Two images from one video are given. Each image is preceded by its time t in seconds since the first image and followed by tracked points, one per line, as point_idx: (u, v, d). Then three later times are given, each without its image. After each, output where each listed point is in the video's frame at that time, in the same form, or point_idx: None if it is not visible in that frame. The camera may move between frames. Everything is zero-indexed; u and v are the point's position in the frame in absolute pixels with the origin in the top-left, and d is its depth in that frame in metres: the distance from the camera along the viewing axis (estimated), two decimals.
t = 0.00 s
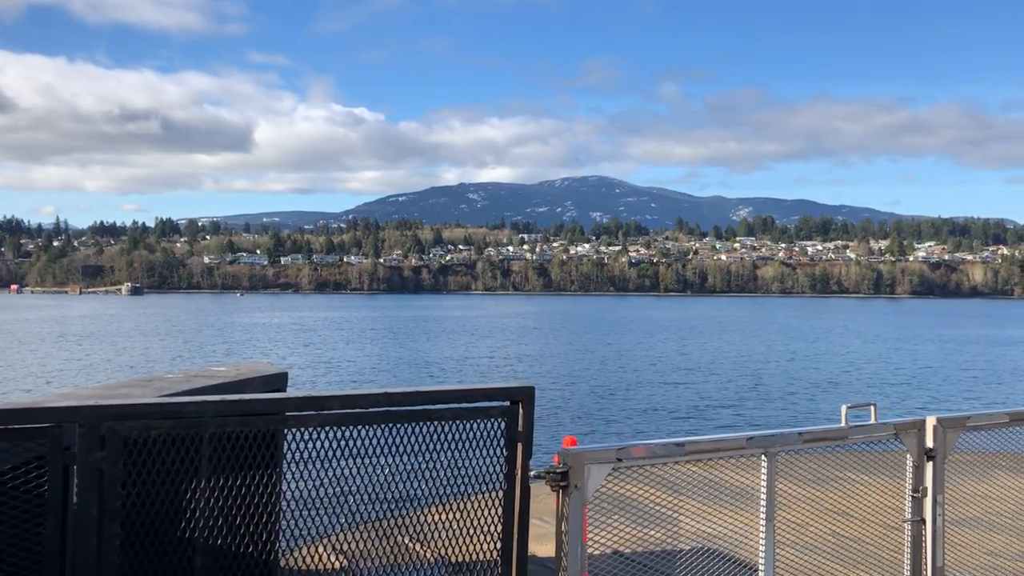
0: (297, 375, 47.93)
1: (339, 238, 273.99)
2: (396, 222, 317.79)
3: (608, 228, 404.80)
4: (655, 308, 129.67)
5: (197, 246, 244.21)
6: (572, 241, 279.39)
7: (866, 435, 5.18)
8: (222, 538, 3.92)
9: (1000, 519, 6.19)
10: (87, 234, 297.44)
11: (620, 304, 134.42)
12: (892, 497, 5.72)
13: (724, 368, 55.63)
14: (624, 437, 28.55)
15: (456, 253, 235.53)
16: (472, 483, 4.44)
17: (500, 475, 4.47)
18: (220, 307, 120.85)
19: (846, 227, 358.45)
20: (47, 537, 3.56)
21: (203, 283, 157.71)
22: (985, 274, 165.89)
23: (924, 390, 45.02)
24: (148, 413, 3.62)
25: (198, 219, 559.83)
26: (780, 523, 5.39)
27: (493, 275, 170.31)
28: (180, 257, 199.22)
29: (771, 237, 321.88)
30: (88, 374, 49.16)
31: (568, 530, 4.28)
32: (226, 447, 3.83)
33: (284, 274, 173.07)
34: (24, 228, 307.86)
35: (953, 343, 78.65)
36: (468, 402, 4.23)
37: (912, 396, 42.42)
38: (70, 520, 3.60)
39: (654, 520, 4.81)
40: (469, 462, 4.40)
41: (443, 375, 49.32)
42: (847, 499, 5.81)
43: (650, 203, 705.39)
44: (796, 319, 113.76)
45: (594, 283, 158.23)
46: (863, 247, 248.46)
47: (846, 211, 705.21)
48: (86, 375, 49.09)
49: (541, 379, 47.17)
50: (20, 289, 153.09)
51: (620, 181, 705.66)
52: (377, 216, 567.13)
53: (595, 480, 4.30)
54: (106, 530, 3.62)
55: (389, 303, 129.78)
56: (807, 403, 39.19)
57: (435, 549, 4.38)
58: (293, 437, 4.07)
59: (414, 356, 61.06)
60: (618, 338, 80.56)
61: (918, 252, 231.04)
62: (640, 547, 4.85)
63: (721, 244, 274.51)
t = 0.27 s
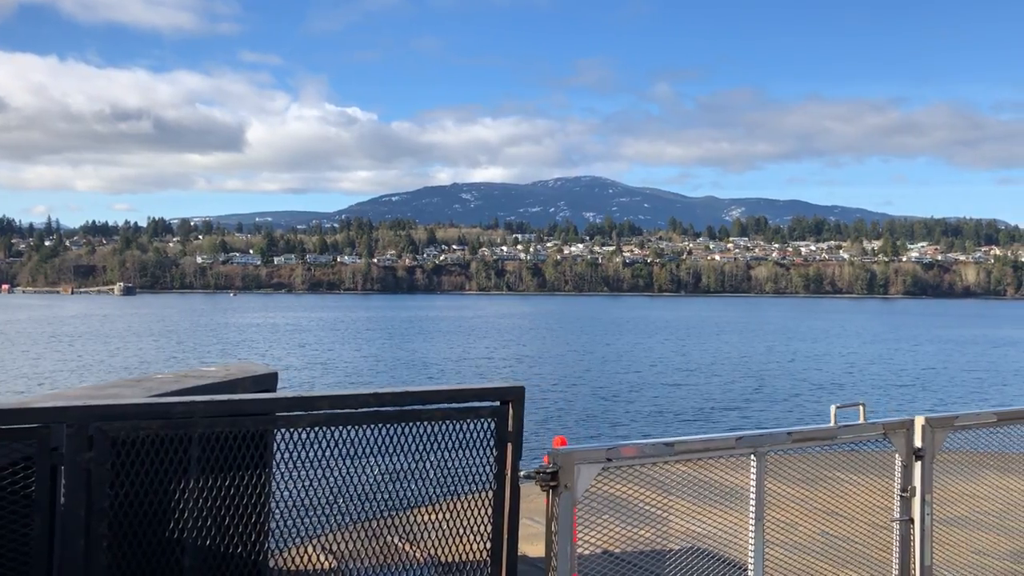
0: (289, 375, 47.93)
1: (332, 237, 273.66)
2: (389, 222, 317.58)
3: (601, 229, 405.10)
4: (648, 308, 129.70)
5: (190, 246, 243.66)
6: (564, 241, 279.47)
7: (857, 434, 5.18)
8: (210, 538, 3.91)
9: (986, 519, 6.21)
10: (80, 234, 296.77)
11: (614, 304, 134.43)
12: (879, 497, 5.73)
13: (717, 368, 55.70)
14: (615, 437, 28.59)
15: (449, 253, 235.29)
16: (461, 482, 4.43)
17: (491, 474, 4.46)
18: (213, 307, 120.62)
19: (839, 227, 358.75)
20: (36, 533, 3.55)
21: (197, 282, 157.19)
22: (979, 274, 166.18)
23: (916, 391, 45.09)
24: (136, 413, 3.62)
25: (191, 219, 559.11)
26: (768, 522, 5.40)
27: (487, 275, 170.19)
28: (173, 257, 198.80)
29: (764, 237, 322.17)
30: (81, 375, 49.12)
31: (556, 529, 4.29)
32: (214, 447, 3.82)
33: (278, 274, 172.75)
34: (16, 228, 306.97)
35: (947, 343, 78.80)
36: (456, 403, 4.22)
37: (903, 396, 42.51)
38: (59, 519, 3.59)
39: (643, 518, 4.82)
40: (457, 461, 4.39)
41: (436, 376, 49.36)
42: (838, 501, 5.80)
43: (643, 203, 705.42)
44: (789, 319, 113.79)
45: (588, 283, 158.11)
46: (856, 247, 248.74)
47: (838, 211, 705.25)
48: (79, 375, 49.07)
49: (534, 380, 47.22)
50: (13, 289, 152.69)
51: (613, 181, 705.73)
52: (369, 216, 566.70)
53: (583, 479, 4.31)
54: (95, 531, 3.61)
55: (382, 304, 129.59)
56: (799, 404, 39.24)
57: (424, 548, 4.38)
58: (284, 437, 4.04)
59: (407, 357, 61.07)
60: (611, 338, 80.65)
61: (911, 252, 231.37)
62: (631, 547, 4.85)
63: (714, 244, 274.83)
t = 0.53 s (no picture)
0: (282, 376, 47.91)
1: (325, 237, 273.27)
2: (381, 222, 317.45)
3: (594, 229, 405.21)
4: (642, 308, 129.69)
5: (182, 245, 243.02)
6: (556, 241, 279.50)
7: (844, 435, 5.20)
8: (197, 538, 3.90)
9: (975, 519, 6.22)
10: (72, 233, 296.04)
11: (608, 304, 134.44)
12: (869, 497, 5.74)
13: (711, 368, 55.75)
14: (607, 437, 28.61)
15: (443, 253, 235.09)
16: (450, 483, 4.42)
17: (479, 473, 4.46)
18: (206, 307, 120.34)
19: (832, 227, 359.00)
20: (21, 536, 3.53)
21: (189, 282, 156.74)
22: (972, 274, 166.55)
23: (909, 391, 45.12)
24: (124, 413, 3.60)
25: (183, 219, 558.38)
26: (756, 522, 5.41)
27: (481, 275, 170.07)
28: (165, 256, 198.33)
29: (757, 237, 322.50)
30: (73, 376, 49.08)
31: (546, 531, 4.28)
32: (202, 448, 3.81)
33: (272, 274, 172.43)
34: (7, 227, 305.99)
35: (939, 343, 78.98)
36: (443, 403, 4.21)
37: (896, 396, 42.56)
38: (46, 520, 3.58)
39: (633, 517, 4.81)
40: (446, 460, 4.37)
41: (428, 377, 49.39)
42: (827, 501, 5.82)
43: (635, 203, 705.41)
44: (783, 319, 113.84)
45: (582, 283, 158.00)
46: (849, 247, 249.02)
47: (830, 211, 705.20)
48: (70, 376, 49.02)
49: (526, 380, 47.28)
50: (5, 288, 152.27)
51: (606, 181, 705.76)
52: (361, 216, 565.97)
53: (575, 477, 4.31)
54: (83, 532, 3.59)
55: (376, 303, 129.45)
56: (791, 404, 39.29)
57: (414, 547, 4.36)
58: (272, 440, 4.02)
59: (400, 357, 61.08)
60: (605, 338, 80.73)
61: (904, 252, 231.70)
62: (619, 546, 4.84)
63: (707, 243, 275.08)
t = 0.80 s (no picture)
0: (274, 377, 47.91)
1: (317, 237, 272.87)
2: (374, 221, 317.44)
3: (588, 228, 404.81)
4: (635, 308, 129.75)
5: (174, 245, 242.50)
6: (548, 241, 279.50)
7: (831, 433, 5.22)
8: (186, 538, 3.88)
9: (964, 517, 6.24)
10: (64, 233, 295.44)
11: (601, 304, 134.53)
12: (857, 495, 5.75)
13: (703, 368, 55.82)
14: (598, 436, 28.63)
15: (437, 253, 234.73)
16: (439, 482, 4.41)
17: (467, 473, 4.45)
18: (199, 307, 120.13)
19: (825, 226, 359.36)
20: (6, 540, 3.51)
21: (182, 283, 156.51)
22: (966, 273, 166.59)
23: (900, 391, 45.19)
24: (107, 414, 3.57)
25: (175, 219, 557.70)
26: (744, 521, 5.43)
27: (475, 275, 170.02)
28: (156, 256, 197.88)
29: (750, 237, 322.67)
30: (65, 377, 49.02)
31: (535, 530, 4.27)
32: (190, 449, 3.79)
33: (265, 274, 172.19)
34: None
35: (932, 342, 79.02)
36: (433, 402, 4.19)
37: (887, 396, 42.64)
38: (31, 521, 3.55)
39: (621, 517, 4.81)
40: (435, 458, 4.36)
41: (420, 377, 49.42)
42: (816, 500, 5.83)
43: (628, 203, 705.46)
44: (776, 318, 113.94)
45: (575, 282, 157.96)
46: (841, 247, 249.40)
47: (822, 211, 705.13)
48: (62, 378, 48.99)
49: (519, 381, 47.34)
50: None
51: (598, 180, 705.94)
52: (353, 215, 565.54)
53: (563, 476, 4.30)
54: (67, 533, 3.58)
55: (369, 303, 129.32)
56: (783, 404, 39.35)
57: (402, 549, 4.35)
58: (261, 440, 4.00)
59: (392, 358, 61.06)
60: (599, 339, 80.82)
61: (896, 251, 232.14)
62: (610, 546, 4.83)
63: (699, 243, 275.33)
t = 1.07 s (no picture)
0: (266, 379, 47.87)
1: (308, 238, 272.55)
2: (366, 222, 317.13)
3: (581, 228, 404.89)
4: (628, 308, 129.78)
5: (165, 246, 241.76)
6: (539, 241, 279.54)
7: (819, 434, 5.22)
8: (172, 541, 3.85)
9: (950, 515, 6.27)
10: (55, 233, 294.51)
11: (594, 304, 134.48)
12: (843, 494, 5.74)
13: (694, 368, 55.87)
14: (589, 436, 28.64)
15: (429, 253, 234.34)
16: (427, 482, 4.39)
17: (454, 473, 4.43)
18: (190, 308, 119.78)
19: (817, 226, 359.52)
20: None
21: (174, 284, 156.12)
22: (960, 273, 166.61)
23: (892, 390, 45.22)
24: (94, 414, 3.55)
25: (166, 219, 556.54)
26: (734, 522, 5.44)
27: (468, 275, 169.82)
28: (147, 257, 197.23)
29: (742, 237, 322.90)
30: (55, 379, 48.89)
31: (521, 529, 4.27)
32: (175, 450, 3.78)
33: (258, 275, 171.70)
34: None
35: (924, 342, 79.16)
36: (421, 403, 4.18)
37: (878, 396, 42.70)
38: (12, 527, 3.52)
39: (608, 517, 4.81)
40: (423, 461, 4.33)
41: (412, 379, 49.38)
42: (803, 498, 5.84)
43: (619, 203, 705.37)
44: (768, 318, 113.93)
45: (569, 282, 157.79)
46: (832, 246, 249.81)
47: (814, 211, 705.48)
48: (52, 380, 48.87)
49: (510, 382, 47.37)
50: None
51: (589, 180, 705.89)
52: (344, 215, 564.85)
53: (548, 478, 4.30)
54: (51, 536, 3.55)
55: (361, 303, 129.09)
56: (775, 404, 39.38)
57: (390, 548, 4.34)
58: (250, 440, 3.97)
59: (384, 360, 61.01)
60: (592, 339, 80.85)
61: (888, 251, 232.49)
62: (600, 546, 4.81)
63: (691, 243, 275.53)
